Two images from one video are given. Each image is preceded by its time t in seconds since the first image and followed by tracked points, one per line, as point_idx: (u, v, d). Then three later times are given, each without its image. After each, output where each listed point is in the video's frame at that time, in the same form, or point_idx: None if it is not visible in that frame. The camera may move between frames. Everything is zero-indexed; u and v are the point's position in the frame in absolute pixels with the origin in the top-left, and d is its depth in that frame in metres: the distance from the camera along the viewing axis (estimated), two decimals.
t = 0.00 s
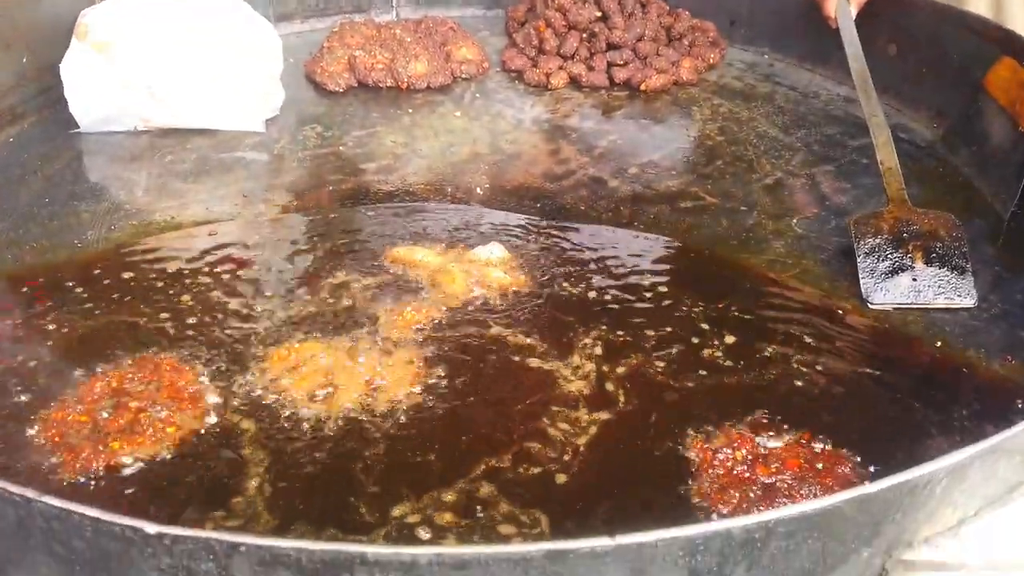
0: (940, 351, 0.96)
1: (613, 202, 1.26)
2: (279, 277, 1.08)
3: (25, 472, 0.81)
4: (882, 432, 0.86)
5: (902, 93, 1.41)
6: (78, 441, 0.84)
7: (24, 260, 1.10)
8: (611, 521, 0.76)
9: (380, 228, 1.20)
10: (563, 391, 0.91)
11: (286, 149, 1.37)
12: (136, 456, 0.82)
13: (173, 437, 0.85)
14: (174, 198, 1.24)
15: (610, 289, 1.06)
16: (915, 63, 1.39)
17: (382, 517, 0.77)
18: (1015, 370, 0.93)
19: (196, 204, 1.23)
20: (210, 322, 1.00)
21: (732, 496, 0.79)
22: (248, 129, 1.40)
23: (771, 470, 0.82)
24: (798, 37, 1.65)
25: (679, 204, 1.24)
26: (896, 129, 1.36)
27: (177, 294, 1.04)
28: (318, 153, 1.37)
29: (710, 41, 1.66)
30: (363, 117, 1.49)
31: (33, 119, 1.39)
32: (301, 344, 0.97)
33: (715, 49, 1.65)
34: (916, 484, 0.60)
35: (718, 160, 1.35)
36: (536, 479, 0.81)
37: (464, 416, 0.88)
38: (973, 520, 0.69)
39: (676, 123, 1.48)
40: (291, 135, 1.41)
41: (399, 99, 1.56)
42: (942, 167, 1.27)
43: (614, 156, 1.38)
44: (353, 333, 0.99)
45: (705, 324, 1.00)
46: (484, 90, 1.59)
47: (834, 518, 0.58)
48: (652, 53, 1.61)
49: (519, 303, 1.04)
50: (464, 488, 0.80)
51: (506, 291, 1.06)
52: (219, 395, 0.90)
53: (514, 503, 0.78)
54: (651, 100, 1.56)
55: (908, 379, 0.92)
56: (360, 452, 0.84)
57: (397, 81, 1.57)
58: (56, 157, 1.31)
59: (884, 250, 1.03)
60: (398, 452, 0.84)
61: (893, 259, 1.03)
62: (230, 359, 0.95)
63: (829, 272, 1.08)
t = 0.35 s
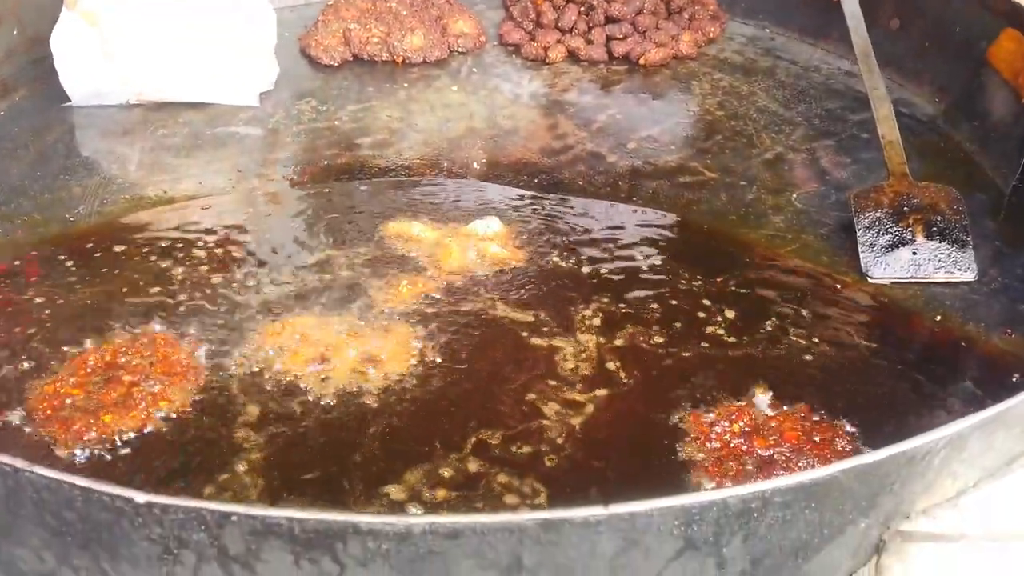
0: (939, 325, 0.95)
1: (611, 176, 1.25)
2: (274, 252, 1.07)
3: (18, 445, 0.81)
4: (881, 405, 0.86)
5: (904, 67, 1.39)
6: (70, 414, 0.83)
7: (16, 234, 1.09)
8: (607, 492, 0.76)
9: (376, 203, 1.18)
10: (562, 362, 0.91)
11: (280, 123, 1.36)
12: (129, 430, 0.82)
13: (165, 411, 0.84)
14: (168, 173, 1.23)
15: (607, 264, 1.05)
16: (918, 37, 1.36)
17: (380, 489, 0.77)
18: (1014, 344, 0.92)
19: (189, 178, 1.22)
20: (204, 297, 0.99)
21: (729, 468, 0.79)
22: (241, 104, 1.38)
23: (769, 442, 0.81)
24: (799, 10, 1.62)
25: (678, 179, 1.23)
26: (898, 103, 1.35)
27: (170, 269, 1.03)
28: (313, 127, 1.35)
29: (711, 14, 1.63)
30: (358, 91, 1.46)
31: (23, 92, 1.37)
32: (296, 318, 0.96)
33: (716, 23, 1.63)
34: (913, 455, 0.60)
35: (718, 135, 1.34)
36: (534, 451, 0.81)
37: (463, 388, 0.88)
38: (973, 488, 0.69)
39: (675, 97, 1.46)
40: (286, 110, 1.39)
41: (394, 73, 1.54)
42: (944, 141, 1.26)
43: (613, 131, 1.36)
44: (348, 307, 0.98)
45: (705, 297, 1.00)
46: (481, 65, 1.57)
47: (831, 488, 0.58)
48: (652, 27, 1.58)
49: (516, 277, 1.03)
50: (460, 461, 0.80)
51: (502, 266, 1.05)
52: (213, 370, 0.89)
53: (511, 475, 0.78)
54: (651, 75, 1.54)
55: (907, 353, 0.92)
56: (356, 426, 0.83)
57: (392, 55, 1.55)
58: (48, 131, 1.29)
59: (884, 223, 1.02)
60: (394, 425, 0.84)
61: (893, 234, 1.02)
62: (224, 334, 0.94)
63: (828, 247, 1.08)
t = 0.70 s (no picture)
0: (943, 307, 0.94)
1: (612, 158, 1.23)
2: (271, 235, 1.06)
3: (15, 428, 0.80)
4: (884, 388, 0.85)
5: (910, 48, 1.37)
6: (66, 397, 0.83)
7: (12, 216, 1.07)
8: (608, 475, 0.76)
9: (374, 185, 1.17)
10: (564, 343, 0.90)
11: (277, 104, 1.34)
12: (125, 413, 0.81)
13: (162, 394, 0.83)
14: (164, 154, 1.21)
15: (609, 246, 1.05)
16: (923, 17, 1.34)
17: (381, 471, 0.77)
18: (1019, 327, 0.92)
19: (186, 160, 1.21)
20: (202, 280, 0.98)
21: (732, 450, 0.79)
22: (239, 84, 1.36)
23: (771, 425, 0.81)
24: None
25: (679, 161, 1.22)
26: (903, 84, 1.33)
27: (167, 252, 1.02)
28: (311, 108, 1.34)
29: None
30: (356, 72, 1.44)
31: (18, 72, 1.35)
32: (293, 301, 0.96)
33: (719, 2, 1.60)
34: (920, 438, 0.60)
35: (720, 116, 1.32)
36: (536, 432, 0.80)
37: (464, 369, 0.87)
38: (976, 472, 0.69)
39: (678, 78, 1.44)
40: (283, 91, 1.37)
41: (393, 54, 1.52)
42: (949, 122, 1.24)
43: (614, 113, 1.35)
44: (347, 290, 0.97)
45: (707, 278, 0.99)
46: (481, 45, 1.54)
47: (837, 470, 0.58)
48: (653, 7, 1.56)
49: (516, 260, 1.03)
50: (462, 444, 0.79)
51: (503, 248, 1.04)
52: (212, 355, 0.88)
53: (513, 456, 0.78)
54: (653, 55, 1.52)
55: (911, 335, 0.91)
56: (356, 410, 0.83)
57: (391, 35, 1.53)
58: (43, 112, 1.28)
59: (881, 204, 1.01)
60: (395, 407, 0.83)
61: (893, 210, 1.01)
62: (222, 316, 0.93)
63: (831, 229, 1.07)
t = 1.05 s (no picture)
0: (953, 288, 0.93)
1: (617, 138, 1.21)
2: (270, 215, 1.05)
3: (11, 408, 0.79)
4: (895, 369, 0.84)
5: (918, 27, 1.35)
6: (62, 377, 0.81)
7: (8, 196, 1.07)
8: (616, 456, 0.75)
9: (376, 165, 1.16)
10: (569, 323, 0.89)
11: (277, 84, 1.32)
12: (122, 393, 0.80)
13: (159, 375, 0.82)
14: (161, 134, 1.20)
15: (614, 225, 1.03)
16: None
17: (386, 452, 0.76)
18: None
19: (183, 140, 1.19)
20: (201, 259, 0.97)
21: (742, 431, 0.78)
22: (239, 64, 1.34)
23: (782, 406, 0.80)
24: None
25: (684, 141, 1.20)
26: (912, 63, 1.31)
27: (165, 230, 1.01)
28: (311, 88, 1.31)
29: None
30: (356, 51, 1.42)
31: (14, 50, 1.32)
32: (294, 281, 0.94)
33: None
34: (939, 416, 0.58)
35: (726, 96, 1.30)
36: (543, 412, 0.79)
37: (467, 349, 0.86)
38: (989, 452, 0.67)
39: (683, 57, 1.41)
40: (283, 71, 1.35)
41: (393, 33, 1.48)
42: (958, 103, 1.23)
43: (619, 92, 1.32)
44: (348, 271, 0.96)
45: (712, 258, 0.98)
46: (482, 25, 1.50)
47: (853, 450, 0.56)
48: None
49: (521, 240, 1.01)
50: (468, 426, 0.78)
51: (507, 228, 1.03)
52: (213, 337, 0.87)
53: (519, 437, 0.77)
54: (658, 34, 1.48)
55: (922, 315, 0.90)
56: (360, 391, 0.81)
57: (391, 14, 1.49)
58: (39, 91, 1.25)
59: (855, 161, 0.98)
60: (401, 388, 0.82)
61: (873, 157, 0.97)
62: (222, 295, 0.92)
63: (839, 209, 1.05)
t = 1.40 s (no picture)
0: (978, 260, 0.92)
1: (628, 108, 1.22)
2: (274, 182, 1.03)
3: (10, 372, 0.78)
4: (920, 340, 0.83)
5: None
6: (62, 346, 0.80)
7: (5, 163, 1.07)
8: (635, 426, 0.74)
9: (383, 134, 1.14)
10: (586, 295, 0.87)
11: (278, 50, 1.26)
12: (124, 361, 0.78)
13: (162, 346, 0.80)
14: (163, 103, 1.18)
15: (627, 194, 1.02)
16: None
17: (402, 423, 0.74)
18: None
19: (186, 108, 1.18)
20: (206, 231, 0.95)
21: (765, 401, 0.76)
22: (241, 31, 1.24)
23: (805, 377, 0.78)
24: None
25: (697, 111, 1.19)
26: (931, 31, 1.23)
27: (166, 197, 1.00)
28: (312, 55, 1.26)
29: None
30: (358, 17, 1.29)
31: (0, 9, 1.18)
32: (306, 249, 0.93)
33: None
34: (979, 383, 0.56)
35: (741, 65, 1.23)
36: (562, 381, 0.78)
37: (483, 320, 0.85)
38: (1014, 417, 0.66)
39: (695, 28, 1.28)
40: (284, 37, 1.27)
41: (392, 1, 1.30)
42: (978, 73, 1.16)
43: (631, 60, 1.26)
44: (358, 241, 0.94)
45: (731, 228, 0.96)
46: None
47: (890, 417, 0.55)
48: None
49: (533, 209, 0.99)
50: (485, 396, 0.76)
51: (519, 198, 1.01)
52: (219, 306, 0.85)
53: (537, 405, 0.76)
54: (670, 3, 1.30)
55: (946, 287, 0.89)
56: (372, 363, 0.80)
57: None
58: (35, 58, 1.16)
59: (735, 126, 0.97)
60: (415, 359, 0.80)
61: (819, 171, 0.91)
62: (227, 265, 0.90)
63: (858, 180, 1.05)
